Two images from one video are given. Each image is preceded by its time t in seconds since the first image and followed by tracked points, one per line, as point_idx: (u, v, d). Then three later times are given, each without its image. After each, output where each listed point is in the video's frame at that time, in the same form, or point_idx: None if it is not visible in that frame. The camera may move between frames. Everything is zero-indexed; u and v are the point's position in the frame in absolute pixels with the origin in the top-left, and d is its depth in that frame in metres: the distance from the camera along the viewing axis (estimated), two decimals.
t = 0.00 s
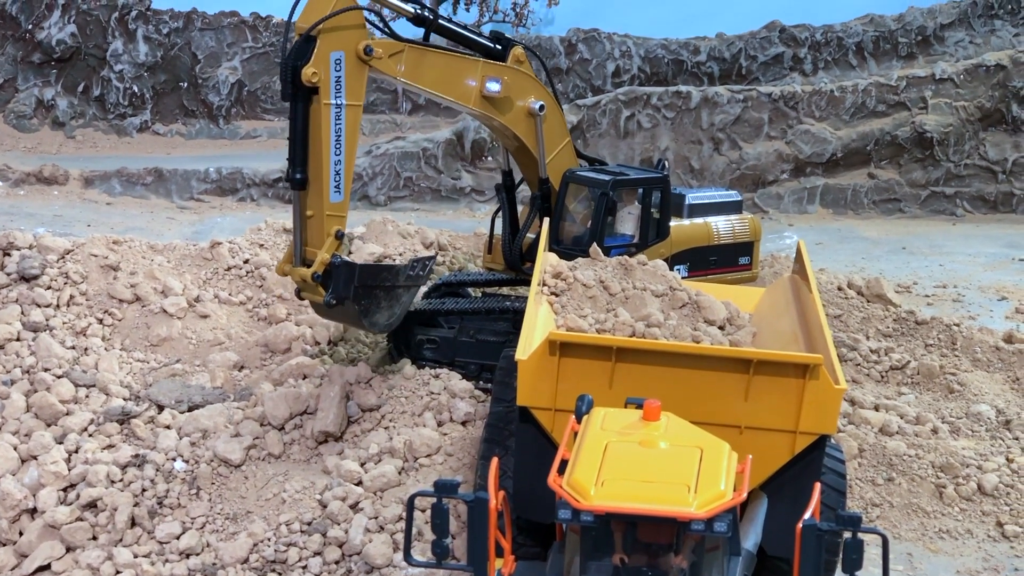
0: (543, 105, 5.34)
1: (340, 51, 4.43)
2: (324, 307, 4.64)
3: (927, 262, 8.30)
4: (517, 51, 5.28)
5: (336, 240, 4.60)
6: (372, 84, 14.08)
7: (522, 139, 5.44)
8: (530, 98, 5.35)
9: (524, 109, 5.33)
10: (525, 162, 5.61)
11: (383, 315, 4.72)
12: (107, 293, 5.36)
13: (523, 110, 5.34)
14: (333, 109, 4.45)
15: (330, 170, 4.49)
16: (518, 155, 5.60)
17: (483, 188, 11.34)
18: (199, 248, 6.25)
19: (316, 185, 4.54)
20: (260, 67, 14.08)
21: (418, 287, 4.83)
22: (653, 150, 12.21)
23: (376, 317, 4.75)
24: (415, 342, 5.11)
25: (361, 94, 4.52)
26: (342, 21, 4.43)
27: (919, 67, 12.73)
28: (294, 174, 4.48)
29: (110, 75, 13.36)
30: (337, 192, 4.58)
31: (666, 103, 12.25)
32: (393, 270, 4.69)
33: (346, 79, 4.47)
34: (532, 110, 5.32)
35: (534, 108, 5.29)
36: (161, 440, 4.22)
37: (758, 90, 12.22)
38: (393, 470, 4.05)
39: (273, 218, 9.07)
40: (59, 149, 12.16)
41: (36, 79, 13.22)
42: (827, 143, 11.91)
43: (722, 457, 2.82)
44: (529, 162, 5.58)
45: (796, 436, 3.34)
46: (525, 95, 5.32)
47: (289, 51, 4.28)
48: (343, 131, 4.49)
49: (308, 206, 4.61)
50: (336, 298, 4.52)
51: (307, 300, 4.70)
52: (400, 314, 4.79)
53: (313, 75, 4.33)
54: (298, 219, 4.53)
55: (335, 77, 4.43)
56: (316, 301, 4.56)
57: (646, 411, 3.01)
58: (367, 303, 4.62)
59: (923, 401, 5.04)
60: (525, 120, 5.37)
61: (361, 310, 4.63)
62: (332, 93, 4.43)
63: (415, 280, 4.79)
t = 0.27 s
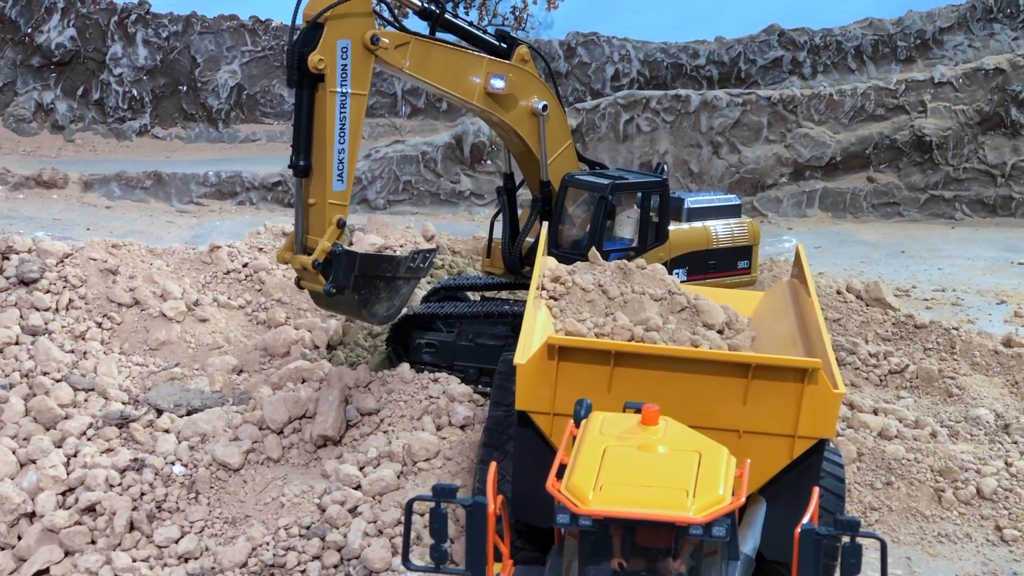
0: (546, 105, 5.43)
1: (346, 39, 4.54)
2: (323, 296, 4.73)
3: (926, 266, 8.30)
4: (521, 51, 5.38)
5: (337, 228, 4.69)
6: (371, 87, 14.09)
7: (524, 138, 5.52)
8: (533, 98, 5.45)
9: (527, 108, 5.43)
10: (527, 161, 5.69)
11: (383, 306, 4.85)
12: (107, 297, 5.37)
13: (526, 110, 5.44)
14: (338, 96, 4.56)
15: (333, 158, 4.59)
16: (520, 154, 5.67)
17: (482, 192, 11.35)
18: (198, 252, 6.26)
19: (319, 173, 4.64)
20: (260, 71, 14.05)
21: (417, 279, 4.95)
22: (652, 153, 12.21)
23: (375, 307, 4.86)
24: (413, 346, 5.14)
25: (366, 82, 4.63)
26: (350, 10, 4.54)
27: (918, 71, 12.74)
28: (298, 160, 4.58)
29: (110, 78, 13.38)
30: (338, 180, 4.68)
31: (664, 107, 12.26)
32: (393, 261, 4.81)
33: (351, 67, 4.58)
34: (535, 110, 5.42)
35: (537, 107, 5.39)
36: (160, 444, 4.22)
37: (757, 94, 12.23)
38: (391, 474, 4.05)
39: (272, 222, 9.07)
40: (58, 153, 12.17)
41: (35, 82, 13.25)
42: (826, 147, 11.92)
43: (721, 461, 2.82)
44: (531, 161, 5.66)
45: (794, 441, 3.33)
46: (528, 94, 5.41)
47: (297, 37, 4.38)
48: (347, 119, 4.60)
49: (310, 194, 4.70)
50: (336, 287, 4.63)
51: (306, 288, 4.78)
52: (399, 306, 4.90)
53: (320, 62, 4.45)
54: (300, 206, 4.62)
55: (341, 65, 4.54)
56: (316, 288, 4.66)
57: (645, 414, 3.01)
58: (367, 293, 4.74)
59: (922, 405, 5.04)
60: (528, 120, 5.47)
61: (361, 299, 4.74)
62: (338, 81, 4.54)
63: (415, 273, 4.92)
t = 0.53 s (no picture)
0: (552, 104, 5.47)
1: (366, 26, 4.59)
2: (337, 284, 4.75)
3: (925, 269, 8.30)
4: (530, 50, 5.42)
5: (352, 217, 4.70)
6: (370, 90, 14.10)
7: (529, 137, 5.55)
8: (539, 97, 5.49)
9: (534, 108, 5.46)
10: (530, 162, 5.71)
11: (394, 297, 4.89)
12: (105, 300, 5.38)
13: (532, 109, 5.47)
14: (356, 83, 4.60)
15: (349, 145, 4.61)
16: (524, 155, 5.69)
17: (481, 195, 11.36)
18: (196, 254, 6.26)
19: (334, 161, 4.67)
20: (259, 74, 14.08)
21: (428, 271, 5.00)
22: (652, 155, 12.21)
23: (387, 296, 4.90)
24: (412, 348, 5.15)
25: (383, 71, 4.67)
26: None
27: (917, 73, 12.75)
28: (314, 147, 4.63)
29: (109, 81, 13.40)
30: (354, 168, 4.69)
31: (663, 109, 12.26)
32: (407, 251, 4.82)
33: (370, 55, 4.62)
34: (542, 109, 5.45)
35: (543, 106, 5.44)
36: (158, 447, 4.22)
37: (757, 96, 12.22)
38: (389, 477, 4.05)
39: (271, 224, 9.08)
40: (57, 155, 12.18)
41: (35, 85, 13.27)
42: (825, 150, 11.92)
43: (718, 465, 2.81)
44: (534, 161, 5.68)
45: (792, 443, 3.32)
46: (534, 93, 5.45)
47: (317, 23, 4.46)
48: (364, 107, 4.62)
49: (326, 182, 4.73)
50: (350, 276, 4.62)
51: (320, 276, 4.79)
52: (410, 296, 4.96)
53: (339, 48, 4.50)
54: (315, 192, 4.64)
55: (360, 52, 4.58)
56: (330, 276, 4.67)
57: (642, 418, 3.00)
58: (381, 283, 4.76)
59: (920, 407, 5.04)
60: (533, 120, 5.50)
61: (375, 288, 4.76)
62: (356, 68, 4.59)
63: (426, 263, 4.96)
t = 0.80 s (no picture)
0: (564, 103, 5.48)
1: (398, 17, 4.57)
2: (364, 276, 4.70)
3: (926, 270, 8.30)
4: (543, 48, 5.43)
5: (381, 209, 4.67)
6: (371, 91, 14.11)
7: (540, 136, 5.54)
8: (550, 96, 5.50)
9: (545, 107, 5.46)
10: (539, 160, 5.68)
11: (419, 288, 4.77)
12: (106, 301, 5.38)
13: (544, 108, 5.47)
14: (387, 73, 4.58)
15: (379, 135, 4.59)
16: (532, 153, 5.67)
17: (482, 196, 11.36)
18: (197, 255, 6.27)
19: (364, 152, 4.62)
20: (260, 75, 14.10)
21: (451, 264, 4.92)
22: (653, 157, 12.20)
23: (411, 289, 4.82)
24: (413, 349, 5.15)
25: (412, 61, 4.66)
26: None
27: (918, 74, 12.75)
28: (344, 137, 4.58)
29: (110, 82, 13.42)
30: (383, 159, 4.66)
31: (665, 111, 12.26)
32: (432, 244, 4.77)
33: (401, 45, 4.60)
34: (553, 108, 5.46)
35: (555, 104, 5.44)
36: (158, 447, 4.22)
37: (758, 98, 12.21)
38: (390, 478, 4.05)
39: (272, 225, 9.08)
40: (58, 156, 12.20)
41: (36, 86, 13.29)
42: (826, 151, 11.91)
43: (718, 466, 2.81)
44: (544, 160, 5.66)
45: (792, 445, 3.32)
46: (545, 93, 5.46)
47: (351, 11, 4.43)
48: (394, 97, 4.61)
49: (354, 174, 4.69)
50: (378, 268, 4.60)
51: (345, 269, 4.74)
52: (433, 289, 4.87)
53: (373, 37, 4.48)
54: (344, 183, 4.59)
55: (392, 42, 4.56)
56: (357, 270, 4.62)
57: (642, 419, 2.99)
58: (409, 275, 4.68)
59: (921, 409, 5.03)
60: (545, 118, 5.49)
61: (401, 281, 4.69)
62: (387, 58, 4.56)
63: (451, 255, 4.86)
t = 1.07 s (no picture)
0: (576, 100, 5.50)
1: (432, 5, 4.49)
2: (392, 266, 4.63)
3: (928, 270, 8.30)
4: (558, 45, 5.45)
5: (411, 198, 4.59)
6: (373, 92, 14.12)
7: (550, 132, 5.55)
8: (562, 94, 5.51)
9: (557, 104, 5.47)
10: (547, 158, 5.68)
11: (447, 278, 4.75)
12: (107, 301, 5.38)
13: (554, 105, 5.48)
14: (420, 62, 4.49)
15: (410, 124, 4.50)
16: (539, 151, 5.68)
17: (484, 196, 11.35)
18: (198, 255, 6.27)
19: (395, 141, 4.53)
20: (262, 75, 14.11)
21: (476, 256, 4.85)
22: (655, 157, 12.19)
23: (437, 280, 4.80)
24: (414, 349, 5.14)
25: (444, 50, 4.57)
26: None
27: (920, 75, 12.74)
28: (376, 125, 4.49)
29: (112, 82, 13.44)
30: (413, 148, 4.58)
31: (667, 111, 12.24)
32: (458, 235, 4.69)
33: (434, 34, 4.52)
34: (565, 106, 5.47)
35: (567, 102, 5.45)
36: (160, 447, 4.22)
37: (760, 98, 12.20)
38: (391, 478, 4.05)
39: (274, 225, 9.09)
40: (61, 156, 12.21)
41: (38, 86, 13.30)
42: (828, 151, 11.90)
43: (719, 467, 2.80)
44: (552, 157, 5.67)
45: (793, 445, 3.32)
46: (557, 90, 5.47)
47: None
48: (426, 86, 4.54)
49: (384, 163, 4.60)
50: (407, 258, 4.56)
51: (372, 259, 4.66)
52: (458, 281, 4.80)
53: (409, 24, 4.40)
54: (375, 172, 4.51)
55: (426, 30, 4.48)
56: (386, 259, 4.56)
57: (643, 419, 2.99)
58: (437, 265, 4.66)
59: (923, 409, 5.03)
60: (555, 116, 5.50)
61: (430, 272, 4.65)
62: (421, 46, 4.48)
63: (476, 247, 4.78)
